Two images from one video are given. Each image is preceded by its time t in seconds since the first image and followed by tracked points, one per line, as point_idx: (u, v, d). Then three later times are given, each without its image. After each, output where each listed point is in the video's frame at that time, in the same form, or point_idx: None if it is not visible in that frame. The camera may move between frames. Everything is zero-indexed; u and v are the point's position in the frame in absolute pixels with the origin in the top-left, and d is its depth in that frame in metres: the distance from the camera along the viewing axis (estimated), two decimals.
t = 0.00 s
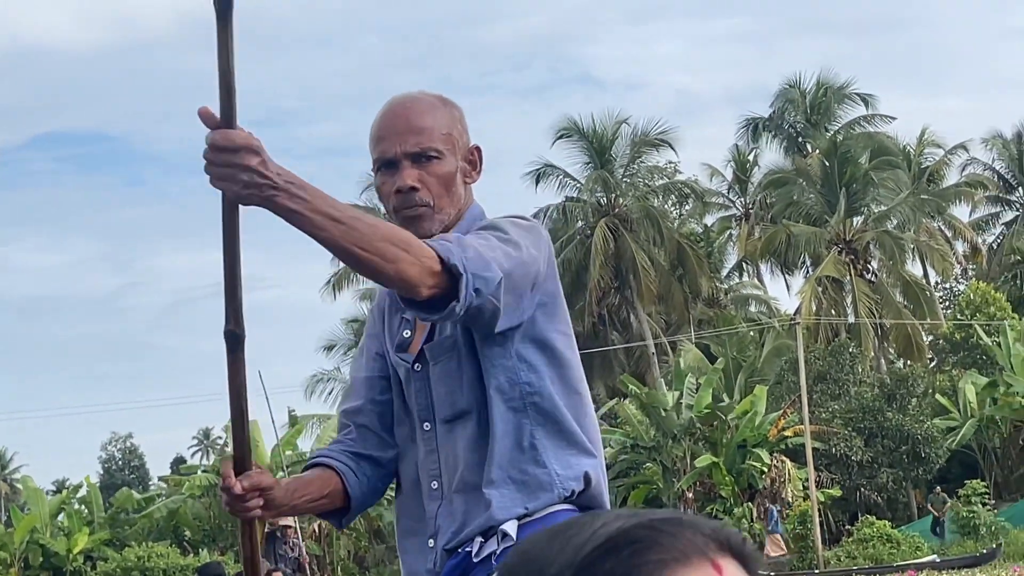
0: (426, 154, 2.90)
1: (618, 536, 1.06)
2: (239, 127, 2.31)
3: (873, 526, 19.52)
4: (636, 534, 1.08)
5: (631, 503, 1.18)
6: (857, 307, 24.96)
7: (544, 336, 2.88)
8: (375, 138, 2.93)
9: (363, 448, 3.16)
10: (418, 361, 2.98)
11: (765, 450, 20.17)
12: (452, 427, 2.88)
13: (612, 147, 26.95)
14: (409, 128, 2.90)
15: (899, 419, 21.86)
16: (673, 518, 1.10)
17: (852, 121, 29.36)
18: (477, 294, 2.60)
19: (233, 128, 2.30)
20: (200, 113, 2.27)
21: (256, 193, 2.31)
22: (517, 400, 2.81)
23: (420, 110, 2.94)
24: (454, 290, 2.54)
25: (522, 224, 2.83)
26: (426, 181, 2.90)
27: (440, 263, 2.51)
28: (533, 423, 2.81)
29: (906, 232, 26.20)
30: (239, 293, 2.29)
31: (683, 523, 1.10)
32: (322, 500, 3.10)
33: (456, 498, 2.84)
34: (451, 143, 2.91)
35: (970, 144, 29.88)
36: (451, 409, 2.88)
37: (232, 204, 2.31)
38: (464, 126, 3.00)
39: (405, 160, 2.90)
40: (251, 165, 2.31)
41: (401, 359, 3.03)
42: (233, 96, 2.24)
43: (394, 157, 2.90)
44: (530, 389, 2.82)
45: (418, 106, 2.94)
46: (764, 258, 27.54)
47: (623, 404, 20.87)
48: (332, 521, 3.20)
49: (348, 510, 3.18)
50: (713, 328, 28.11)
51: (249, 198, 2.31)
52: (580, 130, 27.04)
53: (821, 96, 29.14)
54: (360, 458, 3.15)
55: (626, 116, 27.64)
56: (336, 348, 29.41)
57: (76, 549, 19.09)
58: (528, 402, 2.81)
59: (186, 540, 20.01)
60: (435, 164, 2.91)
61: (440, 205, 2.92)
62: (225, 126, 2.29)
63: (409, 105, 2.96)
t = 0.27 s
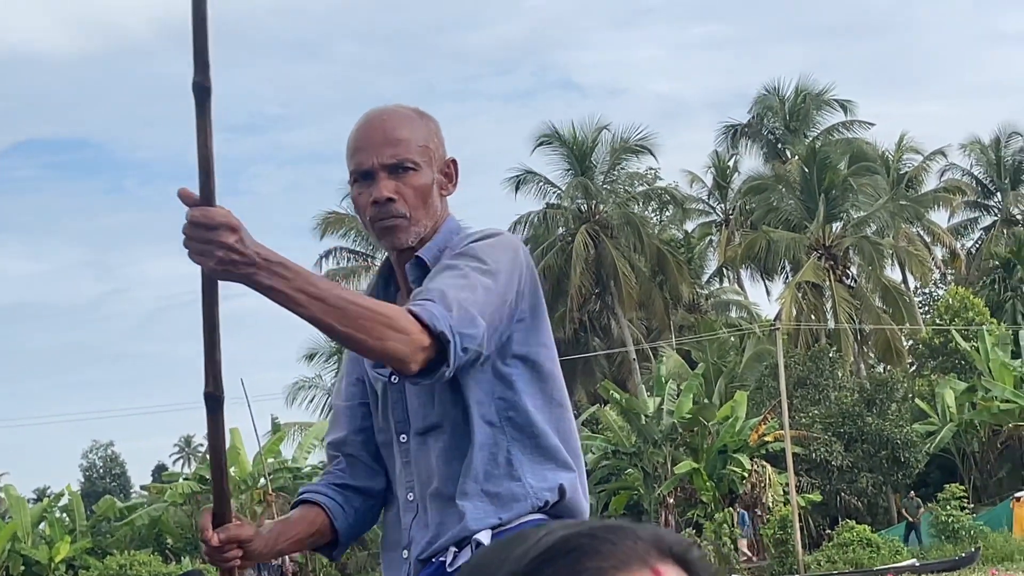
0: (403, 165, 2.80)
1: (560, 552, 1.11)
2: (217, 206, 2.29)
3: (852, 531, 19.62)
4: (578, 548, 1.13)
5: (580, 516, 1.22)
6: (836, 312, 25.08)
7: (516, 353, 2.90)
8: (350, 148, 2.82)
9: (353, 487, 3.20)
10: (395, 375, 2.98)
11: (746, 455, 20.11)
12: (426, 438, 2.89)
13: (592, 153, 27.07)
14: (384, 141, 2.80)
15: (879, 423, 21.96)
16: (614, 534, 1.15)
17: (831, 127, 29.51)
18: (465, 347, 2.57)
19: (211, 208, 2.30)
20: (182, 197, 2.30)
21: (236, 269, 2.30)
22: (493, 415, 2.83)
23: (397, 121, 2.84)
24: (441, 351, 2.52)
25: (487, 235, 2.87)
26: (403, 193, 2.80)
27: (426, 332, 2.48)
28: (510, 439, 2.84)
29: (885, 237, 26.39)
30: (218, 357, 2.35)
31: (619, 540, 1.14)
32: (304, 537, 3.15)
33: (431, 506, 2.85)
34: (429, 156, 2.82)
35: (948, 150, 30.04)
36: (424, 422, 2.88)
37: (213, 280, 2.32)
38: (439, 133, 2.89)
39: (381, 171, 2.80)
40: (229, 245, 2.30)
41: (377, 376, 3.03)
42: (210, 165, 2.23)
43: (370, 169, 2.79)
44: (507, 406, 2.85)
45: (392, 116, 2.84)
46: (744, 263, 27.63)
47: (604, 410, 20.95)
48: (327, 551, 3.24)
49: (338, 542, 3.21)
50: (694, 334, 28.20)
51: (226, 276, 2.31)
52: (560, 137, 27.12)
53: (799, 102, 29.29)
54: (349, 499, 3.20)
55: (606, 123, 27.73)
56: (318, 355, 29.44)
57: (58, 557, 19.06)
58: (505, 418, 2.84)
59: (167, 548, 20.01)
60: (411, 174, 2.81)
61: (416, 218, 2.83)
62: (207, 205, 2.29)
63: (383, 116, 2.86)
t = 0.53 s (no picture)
0: (369, 180, 2.45)
1: None
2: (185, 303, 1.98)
3: (823, 538, 19.73)
4: None
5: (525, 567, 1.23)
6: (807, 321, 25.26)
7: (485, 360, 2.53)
8: (313, 164, 2.47)
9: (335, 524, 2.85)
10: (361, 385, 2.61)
11: (716, 463, 20.22)
12: (389, 456, 2.53)
13: (562, 163, 27.15)
14: (349, 154, 2.45)
15: (849, 432, 22.16)
16: None
17: (800, 136, 29.68)
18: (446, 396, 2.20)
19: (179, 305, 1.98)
20: (146, 295, 2.00)
21: (199, 358, 1.97)
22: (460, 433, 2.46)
23: (360, 133, 2.49)
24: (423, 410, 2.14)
25: (459, 251, 2.54)
26: (370, 209, 2.46)
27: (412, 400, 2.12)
28: (481, 456, 2.47)
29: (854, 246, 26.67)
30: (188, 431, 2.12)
31: None
32: None
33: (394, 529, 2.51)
34: (395, 169, 2.47)
35: (917, 159, 30.26)
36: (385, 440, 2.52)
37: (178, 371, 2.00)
38: (402, 144, 2.54)
39: (347, 186, 2.45)
40: (192, 341, 1.97)
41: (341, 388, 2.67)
42: (175, 263, 1.91)
43: (335, 183, 2.45)
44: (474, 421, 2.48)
45: (359, 129, 2.49)
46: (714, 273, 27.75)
47: (575, 419, 21.01)
48: None
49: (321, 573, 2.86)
50: (665, 343, 28.33)
51: (188, 367, 1.98)
52: (531, 147, 27.19)
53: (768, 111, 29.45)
54: (327, 536, 2.85)
55: (576, 132, 27.81)
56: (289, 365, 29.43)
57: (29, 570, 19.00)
58: (474, 437, 2.47)
59: (139, 560, 19.97)
60: (378, 190, 2.46)
61: (382, 234, 2.49)
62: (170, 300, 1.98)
63: (347, 129, 2.50)
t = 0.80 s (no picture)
0: (336, 191, 2.38)
1: None
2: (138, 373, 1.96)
3: (793, 545, 19.84)
4: None
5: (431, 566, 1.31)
6: (776, 328, 25.39)
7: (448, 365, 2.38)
8: (278, 175, 2.40)
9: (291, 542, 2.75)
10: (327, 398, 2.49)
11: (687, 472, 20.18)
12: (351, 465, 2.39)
13: (532, 172, 27.23)
14: (316, 164, 2.38)
15: (818, 439, 22.27)
16: None
17: (769, 145, 29.83)
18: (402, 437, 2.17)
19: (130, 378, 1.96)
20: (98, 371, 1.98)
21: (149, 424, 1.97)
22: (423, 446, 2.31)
23: (326, 141, 2.41)
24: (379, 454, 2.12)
25: (422, 263, 2.44)
26: (337, 220, 2.39)
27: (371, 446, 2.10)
28: (445, 466, 2.30)
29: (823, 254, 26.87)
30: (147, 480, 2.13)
31: None
32: None
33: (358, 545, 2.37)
34: (360, 180, 2.40)
35: (885, 167, 30.45)
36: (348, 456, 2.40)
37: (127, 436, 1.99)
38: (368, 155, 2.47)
39: (313, 198, 2.38)
40: (140, 411, 1.96)
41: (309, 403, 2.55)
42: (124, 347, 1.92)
43: (302, 194, 2.38)
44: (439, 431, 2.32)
45: (325, 138, 2.41)
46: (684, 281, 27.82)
47: (546, 428, 21.06)
48: None
49: None
50: (636, 351, 28.42)
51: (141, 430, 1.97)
52: (502, 156, 27.26)
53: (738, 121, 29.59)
54: (285, 555, 2.75)
55: (546, 141, 27.88)
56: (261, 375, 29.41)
57: None
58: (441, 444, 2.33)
59: (109, 570, 19.92)
60: (345, 201, 2.40)
61: (350, 244, 2.42)
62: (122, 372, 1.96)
63: (315, 137, 2.43)
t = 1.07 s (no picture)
0: (308, 194, 2.34)
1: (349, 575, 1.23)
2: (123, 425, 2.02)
3: (765, 553, 19.90)
4: None
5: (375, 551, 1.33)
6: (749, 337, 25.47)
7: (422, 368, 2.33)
8: (250, 176, 2.35)
9: (257, 545, 2.71)
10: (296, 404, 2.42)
11: (659, 479, 20.12)
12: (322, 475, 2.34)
13: (506, 181, 27.26)
14: (288, 164, 2.33)
15: (790, 446, 22.34)
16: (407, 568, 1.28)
17: (741, 154, 29.94)
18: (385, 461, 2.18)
19: (116, 433, 2.02)
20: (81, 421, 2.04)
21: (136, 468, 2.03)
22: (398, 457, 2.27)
23: (297, 143, 2.36)
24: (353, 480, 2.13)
25: (392, 267, 2.39)
26: (309, 224, 2.35)
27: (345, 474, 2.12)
28: (419, 474, 2.28)
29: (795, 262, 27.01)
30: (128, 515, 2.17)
31: None
32: None
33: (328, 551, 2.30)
34: (333, 182, 2.35)
35: (857, 176, 30.58)
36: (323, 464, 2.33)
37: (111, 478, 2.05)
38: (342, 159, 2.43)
39: (285, 200, 2.33)
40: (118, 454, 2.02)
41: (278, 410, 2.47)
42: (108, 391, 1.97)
43: (272, 197, 2.33)
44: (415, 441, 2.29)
45: (295, 140, 2.36)
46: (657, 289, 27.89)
47: (519, 436, 21.07)
48: None
49: None
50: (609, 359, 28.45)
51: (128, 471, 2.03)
52: (475, 165, 27.28)
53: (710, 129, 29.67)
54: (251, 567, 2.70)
55: (519, 150, 27.92)
56: (234, 383, 29.34)
57: None
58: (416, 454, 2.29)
59: None
60: (317, 204, 2.35)
61: (321, 249, 2.38)
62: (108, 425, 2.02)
63: (284, 139, 2.38)
